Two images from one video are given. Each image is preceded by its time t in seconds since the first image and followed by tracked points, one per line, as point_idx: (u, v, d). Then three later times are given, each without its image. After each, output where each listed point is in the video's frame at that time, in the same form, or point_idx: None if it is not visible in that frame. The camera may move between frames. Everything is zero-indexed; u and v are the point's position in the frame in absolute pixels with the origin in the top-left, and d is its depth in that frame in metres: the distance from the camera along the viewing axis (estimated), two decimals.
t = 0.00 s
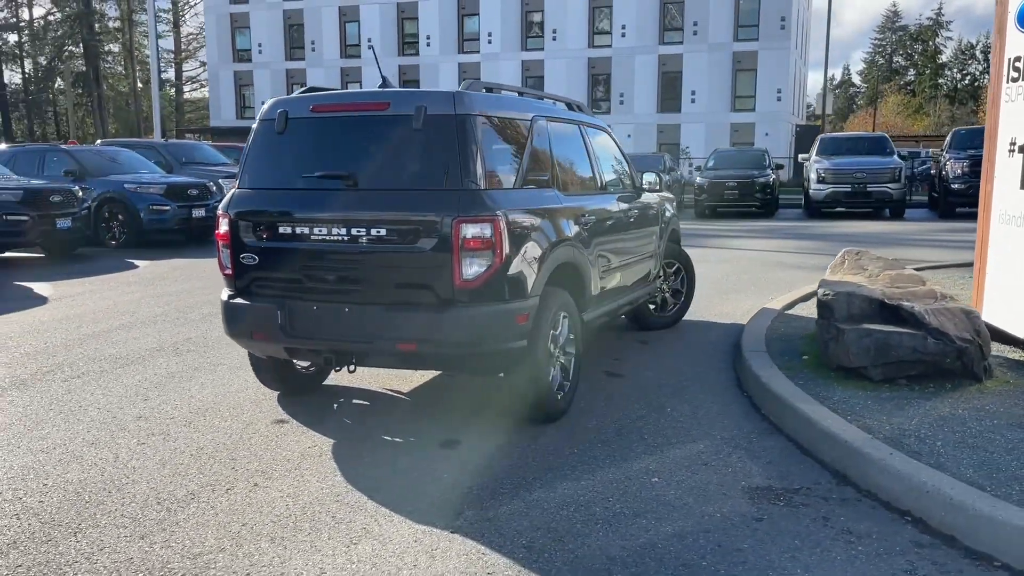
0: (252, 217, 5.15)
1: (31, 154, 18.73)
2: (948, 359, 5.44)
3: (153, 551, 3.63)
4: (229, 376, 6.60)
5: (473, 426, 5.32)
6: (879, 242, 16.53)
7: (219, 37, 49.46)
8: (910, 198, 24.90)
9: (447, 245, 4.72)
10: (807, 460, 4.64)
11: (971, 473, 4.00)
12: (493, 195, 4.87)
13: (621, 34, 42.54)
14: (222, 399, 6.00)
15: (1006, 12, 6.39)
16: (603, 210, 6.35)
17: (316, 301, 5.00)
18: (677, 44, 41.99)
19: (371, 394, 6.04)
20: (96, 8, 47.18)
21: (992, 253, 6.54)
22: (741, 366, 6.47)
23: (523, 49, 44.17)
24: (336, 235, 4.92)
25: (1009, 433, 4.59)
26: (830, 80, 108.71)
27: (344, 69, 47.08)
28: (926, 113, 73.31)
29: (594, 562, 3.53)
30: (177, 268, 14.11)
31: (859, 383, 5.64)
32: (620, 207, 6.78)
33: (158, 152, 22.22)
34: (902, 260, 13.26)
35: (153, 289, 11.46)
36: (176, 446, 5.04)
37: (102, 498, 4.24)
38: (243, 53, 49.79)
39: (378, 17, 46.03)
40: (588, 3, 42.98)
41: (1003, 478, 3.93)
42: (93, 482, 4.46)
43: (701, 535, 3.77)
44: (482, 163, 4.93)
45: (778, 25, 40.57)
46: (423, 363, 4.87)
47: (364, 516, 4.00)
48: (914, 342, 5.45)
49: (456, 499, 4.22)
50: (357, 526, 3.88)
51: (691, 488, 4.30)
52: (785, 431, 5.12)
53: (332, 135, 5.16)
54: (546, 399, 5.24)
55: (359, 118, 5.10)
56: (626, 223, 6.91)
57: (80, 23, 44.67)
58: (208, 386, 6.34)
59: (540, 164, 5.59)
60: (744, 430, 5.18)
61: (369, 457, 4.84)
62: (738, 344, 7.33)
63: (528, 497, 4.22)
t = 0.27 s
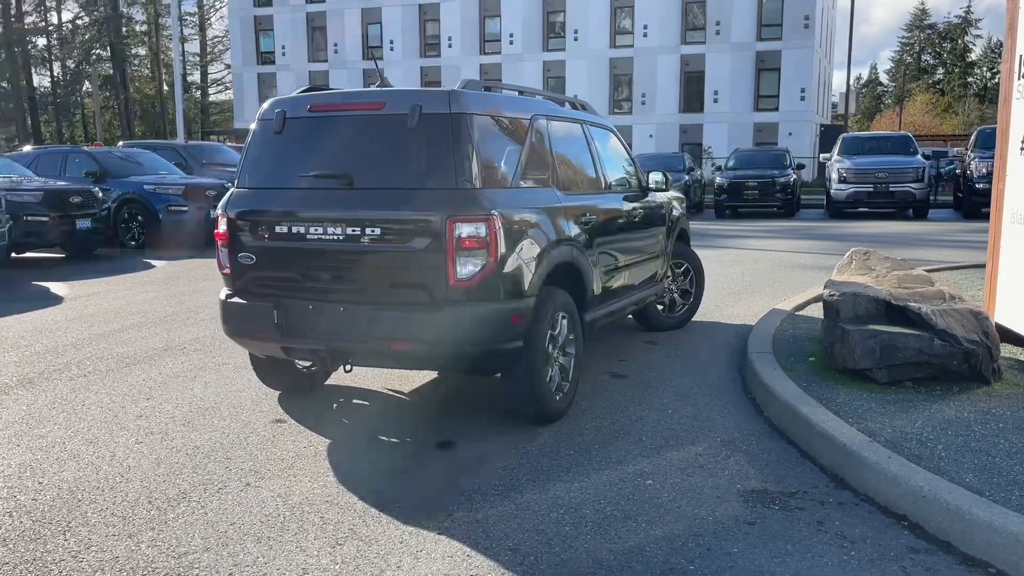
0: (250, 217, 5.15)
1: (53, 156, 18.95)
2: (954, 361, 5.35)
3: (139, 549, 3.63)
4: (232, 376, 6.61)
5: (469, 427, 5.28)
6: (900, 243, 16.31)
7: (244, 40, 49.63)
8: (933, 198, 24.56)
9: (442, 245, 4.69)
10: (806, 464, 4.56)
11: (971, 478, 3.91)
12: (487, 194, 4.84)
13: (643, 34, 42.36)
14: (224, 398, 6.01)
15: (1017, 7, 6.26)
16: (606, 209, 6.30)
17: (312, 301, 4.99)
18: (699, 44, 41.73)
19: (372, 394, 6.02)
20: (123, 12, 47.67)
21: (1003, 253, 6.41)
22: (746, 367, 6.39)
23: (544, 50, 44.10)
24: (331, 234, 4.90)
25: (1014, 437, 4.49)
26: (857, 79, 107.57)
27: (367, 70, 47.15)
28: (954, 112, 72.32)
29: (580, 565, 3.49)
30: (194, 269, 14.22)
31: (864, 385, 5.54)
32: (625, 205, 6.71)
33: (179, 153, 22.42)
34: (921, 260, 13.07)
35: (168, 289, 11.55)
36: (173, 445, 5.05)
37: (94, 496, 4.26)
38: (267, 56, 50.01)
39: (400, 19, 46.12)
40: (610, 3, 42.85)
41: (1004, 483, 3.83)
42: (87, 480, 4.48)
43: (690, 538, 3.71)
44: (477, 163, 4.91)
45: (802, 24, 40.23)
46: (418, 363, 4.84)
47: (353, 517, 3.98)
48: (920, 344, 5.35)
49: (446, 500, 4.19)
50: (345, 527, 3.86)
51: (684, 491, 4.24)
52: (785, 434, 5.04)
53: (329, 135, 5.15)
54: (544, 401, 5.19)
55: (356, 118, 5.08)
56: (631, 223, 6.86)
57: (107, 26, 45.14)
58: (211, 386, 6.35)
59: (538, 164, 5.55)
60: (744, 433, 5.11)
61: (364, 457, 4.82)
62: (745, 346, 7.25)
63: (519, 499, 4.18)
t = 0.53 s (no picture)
0: (247, 221, 5.18)
1: (76, 159, 19.19)
2: (959, 367, 5.25)
3: (125, 553, 3.65)
4: (237, 378, 6.65)
5: (466, 431, 5.27)
6: (922, 246, 16.05)
7: (269, 45, 49.43)
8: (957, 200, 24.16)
9: (435, 248, 4.68)
10: (802, 470, 4.50)
11: (967, 487, 3.83)
12: (480, 197, 4.82)
13: (665, 35, 42.15)
14: (225, 401, 6.04)
15: None
16: (607, 212, 6.26)
17: (308, 305, 5.00)
18: (722, 45, 41.43)
19: (373, 397, 6.02)
20: (150, 17, 48.20)
21: (1015, 256, 6.28)
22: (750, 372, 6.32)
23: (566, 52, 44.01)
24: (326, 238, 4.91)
25: (1016, 445, 4.39)
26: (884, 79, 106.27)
27: (389, 74, 47.33)
28: (984, 112, 71.11)
29: (563, 572, 3.46)
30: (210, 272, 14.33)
31: (867, 391, 5.46)
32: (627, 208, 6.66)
33: (200, 157, 22.59)
34: (941, 263, 12.86)
35: (183, 291, 11.64)
36: (171, 448, 5.09)
37: (88, 499, 4.29)
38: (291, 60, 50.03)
39: (422, 22, 46.19)
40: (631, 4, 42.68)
41: (1001, 492, 3.75)
42: (82, 482, 4.52)
43: (677, 546, 3.67)
44: (472, 167, 4.89)
45: (826, 24, 39.81)
46: (412, 367, 4.83)
47: (341, 521, 3.98)
48: (924, 350, 5.26)
49: (436, 504, 4.18)
50: (332, 531, 3.86)
51: (677, 498, 4.19)
52: (784, 440, 4.97)
53: (325, 138, 5.15)
54: (540, 405, 5.16)
55: (351, 122, 5.08)
56: (634, 226, 6.81)
57: (134, 31, 45.66)
58: (214, 388, 6.39)
59: (535, 167, 5.52)
60: (742, 439, 5.05)
61: (358, 461, 4.82)
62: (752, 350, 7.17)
63: (508, 505, 4.16)
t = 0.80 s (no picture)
0: (252, 227, 5.22)
1: (100, 163, 19.38)
2: (970, 376, 5.16)
3: (122, 558, 3.68)
4: (246, 383, 6.69)
5: (469, 437, 5.26)
6: (947, 250, 15.78)
7: (295, 50, 49.65)
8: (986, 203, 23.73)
9: (436, 254, 4.69)
10: (805, 480, 4.44)
11: (971, 499, 3.76)
12: (482, 203, 4.82)
13: (689, 37, 41.91)
14: (234, 405, 6.08)
15: None
16: (614, 217, 6.22)
17: (311, 311, 5.01)
18: (747, 46, 41.10)
19: (379, 402, 6.03)
20: (179, 22, 48.66)
21: None
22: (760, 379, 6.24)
23: (589, 55, 43.90)
24: (329, 243, 4.93)
25: None
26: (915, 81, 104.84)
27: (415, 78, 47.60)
28: (1018, 113, 69.82)
29: None
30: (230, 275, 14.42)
31: (878, 399, 5.38)
32: (636, 213, 6.62)
33: (223, 161, 22.84)
34: (965, 268, 12.64)
35: (201, 295, 11.72)
36: (176, 452, 5.12)
37: (91, 503, 4.33)
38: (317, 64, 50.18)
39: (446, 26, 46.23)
40: (656, 7, 42.45)
41: (1005, 505, 3.68)
42: (86, 487, 4.57)
43: (673, 556, 3.64)
44: (473, 173, 4.87)
45: (853, 25, 39.38)
46: (414, 373, 4.83)
47: (338, 528, 3.98)
48: (934, 358, 5.18)
49: (434, 511, 4.17)
50: (328, 538, 3.87)
51: (677, 506, 4.16)
52: (789, 449, 4.91)
53: (329, 145, 5.17)
54: (543, 410, 5.14)
55: (354, 128, 5.10)
56: (644, 231, 6.77)
57: (163, 37, 46.11)
58: (224, 392, 6.44)
59: (540, 173, 5.50)
60: (747, 447, 5.00)
61: (359, 467, 4.82)
62: (764, 356, 7.09)
63: (506, 512, 4.14)
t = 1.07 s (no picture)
0: (256, 231, 5.26)
1: (125, 168, 19.66)
2: (978, 382, 5.07)
3: (117, 559, 3.72)
4: (255, 385, 6.73)
5: (471, 441, 5.26)
6: (973, 254, 15.49)
7: (320, 54, 49.91)
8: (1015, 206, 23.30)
9: (435, 258, 4.69)
10: (806, 487, 4.39)
11: (971, 508, 3.70)
12: (481, 207, 4.81)
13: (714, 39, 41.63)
14: (241, 407, 6.12)
15: None
16: (620, 220, 6.19)
17: (313, 314, 5.04)
18: (773, 48, 40.76)
19: (384, 405, 6.05)
20: (206, 27, 49.28)
21: None
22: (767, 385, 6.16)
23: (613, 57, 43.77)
24: (330, 247, 4.96)
25: None
26: (946, 81, 103.28)
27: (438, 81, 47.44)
28: None
29: None
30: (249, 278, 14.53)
31: (885, 406, 5.30)
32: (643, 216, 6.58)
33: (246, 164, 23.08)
34: (991, 272, 12.40)
35: (219, 298, 11.81)
36: (180, 454, 5.17)
37: (92, 503, 4.38)
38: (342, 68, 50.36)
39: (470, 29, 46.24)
40: (680, 8, 42.25)
41: (1006, 514, 3.61)
42: (89, 487, 4.62)
43: (664, 563, 3.62)
44: (473, 176, 4.87)
45: (880, 26, 38.94)
46: (413, 377, 4.84)
47: (332, 531, 4.00)
48: (942, 364, 5.09)
49: (429, 515, 4.17)
50: (322, 541, 3.88)
51: (673, 512, 4.13)
52: (792, 456, 4.85)
53: (331, 149, 5.19)
54: (544, 415, 5.13)
55: (355, 132, 5.12)
56: (651, 234, 6.73)
57: (191, 42, 46.69)
58: (233, 394, 6.48)
59: (542, 177, 5.49)
60: (750, 454, 4.94)
61: (359, 470, 4.84)
62: (774, 360, 7.02)
63: (500, 517, 4.13)
